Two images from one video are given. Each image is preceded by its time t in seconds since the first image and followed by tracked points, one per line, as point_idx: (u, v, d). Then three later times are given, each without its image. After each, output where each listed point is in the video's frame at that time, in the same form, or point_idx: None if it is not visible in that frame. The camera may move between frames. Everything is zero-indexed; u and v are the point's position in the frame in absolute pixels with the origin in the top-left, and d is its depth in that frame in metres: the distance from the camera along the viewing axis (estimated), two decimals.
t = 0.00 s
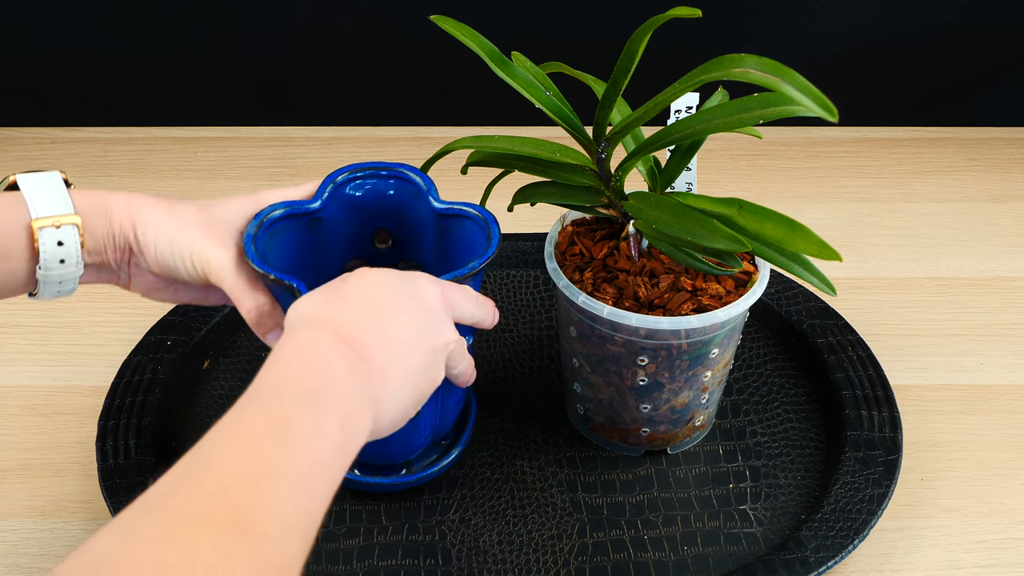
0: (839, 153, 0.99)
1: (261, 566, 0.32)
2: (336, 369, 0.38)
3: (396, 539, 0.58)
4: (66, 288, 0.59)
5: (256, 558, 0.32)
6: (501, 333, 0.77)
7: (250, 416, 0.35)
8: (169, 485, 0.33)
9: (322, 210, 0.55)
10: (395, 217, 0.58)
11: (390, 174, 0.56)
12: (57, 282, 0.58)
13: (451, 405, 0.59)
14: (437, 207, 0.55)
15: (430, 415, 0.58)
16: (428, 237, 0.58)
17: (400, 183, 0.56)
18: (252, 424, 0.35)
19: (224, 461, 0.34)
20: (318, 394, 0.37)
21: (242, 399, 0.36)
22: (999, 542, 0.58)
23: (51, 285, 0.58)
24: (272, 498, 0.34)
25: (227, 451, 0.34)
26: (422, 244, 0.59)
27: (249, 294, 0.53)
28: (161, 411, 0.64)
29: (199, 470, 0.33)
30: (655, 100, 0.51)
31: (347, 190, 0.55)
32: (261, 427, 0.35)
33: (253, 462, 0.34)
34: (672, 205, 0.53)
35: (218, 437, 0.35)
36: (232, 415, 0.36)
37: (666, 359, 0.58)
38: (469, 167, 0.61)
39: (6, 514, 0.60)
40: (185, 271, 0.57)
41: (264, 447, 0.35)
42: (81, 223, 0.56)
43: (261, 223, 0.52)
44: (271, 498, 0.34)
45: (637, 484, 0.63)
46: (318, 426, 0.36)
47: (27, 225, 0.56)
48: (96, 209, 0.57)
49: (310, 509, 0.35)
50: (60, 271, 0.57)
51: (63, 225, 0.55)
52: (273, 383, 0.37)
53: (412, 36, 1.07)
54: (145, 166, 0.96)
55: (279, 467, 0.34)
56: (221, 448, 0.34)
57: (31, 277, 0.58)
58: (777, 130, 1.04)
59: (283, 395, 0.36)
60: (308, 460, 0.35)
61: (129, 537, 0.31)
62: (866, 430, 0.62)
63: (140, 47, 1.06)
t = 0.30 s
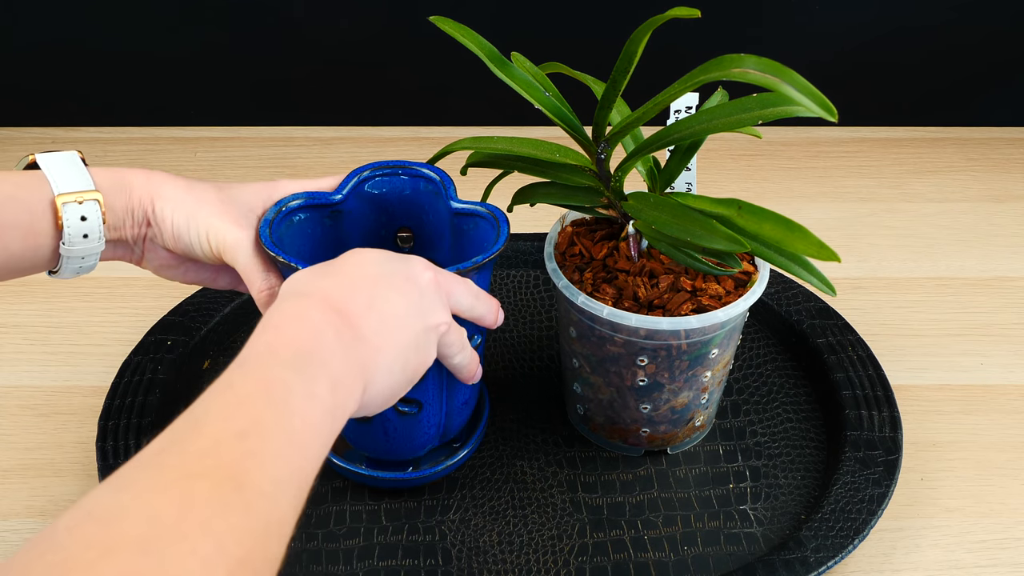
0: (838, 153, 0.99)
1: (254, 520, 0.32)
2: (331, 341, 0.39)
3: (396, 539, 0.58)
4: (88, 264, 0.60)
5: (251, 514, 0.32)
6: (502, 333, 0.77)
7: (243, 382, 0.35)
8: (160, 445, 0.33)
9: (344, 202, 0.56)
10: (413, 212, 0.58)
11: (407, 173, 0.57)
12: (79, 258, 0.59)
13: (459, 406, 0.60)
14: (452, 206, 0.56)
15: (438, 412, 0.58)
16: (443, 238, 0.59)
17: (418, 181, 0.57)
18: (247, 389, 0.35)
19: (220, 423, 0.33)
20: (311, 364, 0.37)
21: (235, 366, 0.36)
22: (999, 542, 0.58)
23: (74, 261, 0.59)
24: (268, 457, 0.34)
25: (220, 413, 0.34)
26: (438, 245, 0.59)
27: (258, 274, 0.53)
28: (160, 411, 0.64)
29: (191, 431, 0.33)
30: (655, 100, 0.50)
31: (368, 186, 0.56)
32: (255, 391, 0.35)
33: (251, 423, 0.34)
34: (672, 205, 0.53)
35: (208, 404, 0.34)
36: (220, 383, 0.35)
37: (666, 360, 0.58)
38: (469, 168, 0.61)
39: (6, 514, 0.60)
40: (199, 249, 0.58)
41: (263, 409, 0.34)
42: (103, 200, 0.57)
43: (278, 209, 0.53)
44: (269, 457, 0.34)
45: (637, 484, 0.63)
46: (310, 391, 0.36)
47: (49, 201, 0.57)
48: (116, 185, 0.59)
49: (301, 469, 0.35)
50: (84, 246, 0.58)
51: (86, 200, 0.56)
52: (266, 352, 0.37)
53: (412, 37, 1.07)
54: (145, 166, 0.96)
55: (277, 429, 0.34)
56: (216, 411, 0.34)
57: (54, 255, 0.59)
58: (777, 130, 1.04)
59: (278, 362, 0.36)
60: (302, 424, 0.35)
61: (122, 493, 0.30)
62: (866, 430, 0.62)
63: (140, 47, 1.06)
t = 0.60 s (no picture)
0: (838, 154, 0.99)
1: (249, 555, 0.32)
2: (327, 356, 0.37)
3: (396, 539, 0.58)
4: None
5: (243, 546, 0.32)
6: (502, 333, 0.77)
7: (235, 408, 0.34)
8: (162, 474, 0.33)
9: (344, 202, 0.56)
10: (413, 212, 0.58)
11: (406, 173, 0.56)
12: None
13: (458, 405, 0.60)
14: (452, 206, 0.56)
15: (440, 411, 0.58)
16: (444, 238, 0.59)
17: (418, 181, 0.57)
18: (238, 416, 0.34)
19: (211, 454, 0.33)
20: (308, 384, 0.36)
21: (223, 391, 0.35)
22: (999, 542, 0.58)
23: None
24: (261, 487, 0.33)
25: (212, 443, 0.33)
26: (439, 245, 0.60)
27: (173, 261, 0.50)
28: (161, 411, 0.64)
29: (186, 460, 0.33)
30: (656, 100, 0.50)
31: (368, 186, 0.56)
32: (248, 419, 0.34)
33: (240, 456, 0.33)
34: (672, 205, 0.53)
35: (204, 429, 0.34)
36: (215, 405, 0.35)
37: (666, 359, 0.58)
38: (469, 167, 0.61)
39: (6, 514, 0.60)
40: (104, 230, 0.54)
41: (252, 438, 0.34)
42: None
43: (276, 209, 0.53)
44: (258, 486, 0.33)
45: (637, 484, 0.63)
46: (309, 414, 0.36)
47: None
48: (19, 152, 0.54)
49: (295, 490, 0.35)
50: None
51: None
52: (259, 372, 0.35)
53: (412, 37, 1.07)
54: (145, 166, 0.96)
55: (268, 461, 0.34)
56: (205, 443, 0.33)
57: None
58: (777, 130, 1.04)
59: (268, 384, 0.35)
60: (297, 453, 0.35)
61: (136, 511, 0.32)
62: (867, 430, 0.62)
63: (140, 47, 1.06)
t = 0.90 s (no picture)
0: (838, 154, 0.99)
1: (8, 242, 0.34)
2: (118, 204, 0.35)
3: (396, 539, 0.58)
4: None
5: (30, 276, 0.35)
6: (502, 333, 0.77)
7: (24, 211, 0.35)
8: None
9: (344, 202, 0.56)
10: (413, 213, 0.58)
11: (406, 173, 0.56)
12: None
13: (459, 406, 0.60)
14: (452, 206, 0.56)
15: (440, 410, 0.58)
16: (444, 238, 0.59)
17: (418, 181, 0.57)
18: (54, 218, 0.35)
19: (38, 246, 0.34)
20: (159, 208, 0.36)
21: None
22: (999, 542, 0.58)
23: None
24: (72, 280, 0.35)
25: None
26: (439, 245, 0.60)
27: None
28: (161, 411, 0.64)
29: None
30: (655, 100, 0.50)
31: (368, 186, 0.56)
32: (102, 219, 0.35)
33: (103, 262, 0.35)
34: (672, 205, 0.53)
35: None
36: (62, 208, 0.35)
37: (666, 360, 0.58)
38: (469, 168, 0.61)
39: (6, 514, 0.60)
40: None
41: (119, 249, 0.35)
42: None
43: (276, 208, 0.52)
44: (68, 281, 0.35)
45: (637, 484, 0.63)
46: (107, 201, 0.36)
47: None
48: None
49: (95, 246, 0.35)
50: None
51: None
52: (111, 192, 0.36)
53: (412, 37, 1.07)
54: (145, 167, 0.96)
55: (136, 291, 0.35)
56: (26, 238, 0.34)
57: None
58: (777, 130, 1.04)
59: (120, 201, 0.35)
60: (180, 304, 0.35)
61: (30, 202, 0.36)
62: (867, 430, 0.62)
63: (139, 47, 1.06)
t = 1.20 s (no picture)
0: (838, 154, 0.99)
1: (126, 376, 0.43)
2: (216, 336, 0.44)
3: (396, 539, 0.58)
4: None
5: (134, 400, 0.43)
6: (502, 333, 0.77)
7: (139, 350, 0.43)
8: (32, 364, 0.40)
9: (343, 202, 0.56)
10: (413, 213, 0.58)
11: (405, 174, 0.56)
12: None
13: (458, 406, 0.60)
14: (451, 206, 0.56)
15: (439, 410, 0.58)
16: (444, 239, 0.59)
17: (416, 181, 0.57)
18: (168, 355, 0.43)
19: (158, 384, 0.42)
20: (255, 350, 0.45)
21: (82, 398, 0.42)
22: (999, 542, 0.58)
23: None
24: (182, 414, 0.43)
25: (106, 368, 0.42)
26: (438, 246, 0.60)
27: None
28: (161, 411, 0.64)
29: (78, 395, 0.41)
30: (655, 100, 0.50)
31: (367, 186, 0.56)
32: (210, 361, 0.44)
33: (210, 395, 0.43)
34: (672, 205, 0.53)
35: (39, 344, 0.41)
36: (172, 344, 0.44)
37: (666, 360, 0.58)
38: (468, 168, 0.61)
39: (6, 514, 0.60)
40: None
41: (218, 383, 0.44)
42: None
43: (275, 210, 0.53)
44: (177, 414, 0.43)
45: (637, 484, 0.63)
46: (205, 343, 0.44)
47: None
48: None
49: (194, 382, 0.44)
50: None
51: None
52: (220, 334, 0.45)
53: (412, 37, 1.07)
54: (145, 167, 0.96)
55: (232, 419, 0.44)
56: (148, 375, 0.42)
57: None
58: (777, 130, 1.04)
59: (225, 343, 0.45)
60: (265, 422, 0.45)
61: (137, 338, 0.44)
62: (867, 430, 0.62)
63: (139, 47, 1.06)
